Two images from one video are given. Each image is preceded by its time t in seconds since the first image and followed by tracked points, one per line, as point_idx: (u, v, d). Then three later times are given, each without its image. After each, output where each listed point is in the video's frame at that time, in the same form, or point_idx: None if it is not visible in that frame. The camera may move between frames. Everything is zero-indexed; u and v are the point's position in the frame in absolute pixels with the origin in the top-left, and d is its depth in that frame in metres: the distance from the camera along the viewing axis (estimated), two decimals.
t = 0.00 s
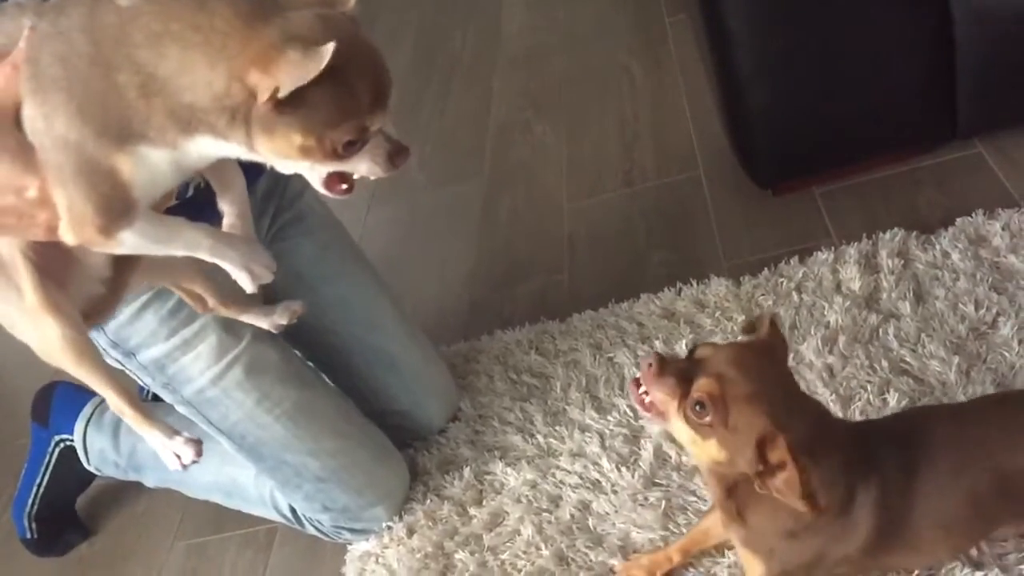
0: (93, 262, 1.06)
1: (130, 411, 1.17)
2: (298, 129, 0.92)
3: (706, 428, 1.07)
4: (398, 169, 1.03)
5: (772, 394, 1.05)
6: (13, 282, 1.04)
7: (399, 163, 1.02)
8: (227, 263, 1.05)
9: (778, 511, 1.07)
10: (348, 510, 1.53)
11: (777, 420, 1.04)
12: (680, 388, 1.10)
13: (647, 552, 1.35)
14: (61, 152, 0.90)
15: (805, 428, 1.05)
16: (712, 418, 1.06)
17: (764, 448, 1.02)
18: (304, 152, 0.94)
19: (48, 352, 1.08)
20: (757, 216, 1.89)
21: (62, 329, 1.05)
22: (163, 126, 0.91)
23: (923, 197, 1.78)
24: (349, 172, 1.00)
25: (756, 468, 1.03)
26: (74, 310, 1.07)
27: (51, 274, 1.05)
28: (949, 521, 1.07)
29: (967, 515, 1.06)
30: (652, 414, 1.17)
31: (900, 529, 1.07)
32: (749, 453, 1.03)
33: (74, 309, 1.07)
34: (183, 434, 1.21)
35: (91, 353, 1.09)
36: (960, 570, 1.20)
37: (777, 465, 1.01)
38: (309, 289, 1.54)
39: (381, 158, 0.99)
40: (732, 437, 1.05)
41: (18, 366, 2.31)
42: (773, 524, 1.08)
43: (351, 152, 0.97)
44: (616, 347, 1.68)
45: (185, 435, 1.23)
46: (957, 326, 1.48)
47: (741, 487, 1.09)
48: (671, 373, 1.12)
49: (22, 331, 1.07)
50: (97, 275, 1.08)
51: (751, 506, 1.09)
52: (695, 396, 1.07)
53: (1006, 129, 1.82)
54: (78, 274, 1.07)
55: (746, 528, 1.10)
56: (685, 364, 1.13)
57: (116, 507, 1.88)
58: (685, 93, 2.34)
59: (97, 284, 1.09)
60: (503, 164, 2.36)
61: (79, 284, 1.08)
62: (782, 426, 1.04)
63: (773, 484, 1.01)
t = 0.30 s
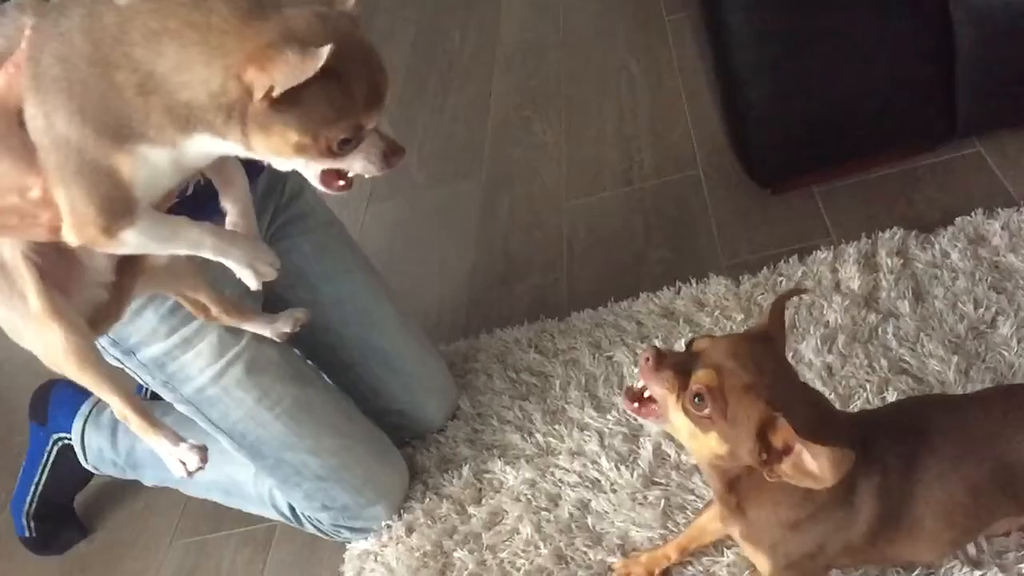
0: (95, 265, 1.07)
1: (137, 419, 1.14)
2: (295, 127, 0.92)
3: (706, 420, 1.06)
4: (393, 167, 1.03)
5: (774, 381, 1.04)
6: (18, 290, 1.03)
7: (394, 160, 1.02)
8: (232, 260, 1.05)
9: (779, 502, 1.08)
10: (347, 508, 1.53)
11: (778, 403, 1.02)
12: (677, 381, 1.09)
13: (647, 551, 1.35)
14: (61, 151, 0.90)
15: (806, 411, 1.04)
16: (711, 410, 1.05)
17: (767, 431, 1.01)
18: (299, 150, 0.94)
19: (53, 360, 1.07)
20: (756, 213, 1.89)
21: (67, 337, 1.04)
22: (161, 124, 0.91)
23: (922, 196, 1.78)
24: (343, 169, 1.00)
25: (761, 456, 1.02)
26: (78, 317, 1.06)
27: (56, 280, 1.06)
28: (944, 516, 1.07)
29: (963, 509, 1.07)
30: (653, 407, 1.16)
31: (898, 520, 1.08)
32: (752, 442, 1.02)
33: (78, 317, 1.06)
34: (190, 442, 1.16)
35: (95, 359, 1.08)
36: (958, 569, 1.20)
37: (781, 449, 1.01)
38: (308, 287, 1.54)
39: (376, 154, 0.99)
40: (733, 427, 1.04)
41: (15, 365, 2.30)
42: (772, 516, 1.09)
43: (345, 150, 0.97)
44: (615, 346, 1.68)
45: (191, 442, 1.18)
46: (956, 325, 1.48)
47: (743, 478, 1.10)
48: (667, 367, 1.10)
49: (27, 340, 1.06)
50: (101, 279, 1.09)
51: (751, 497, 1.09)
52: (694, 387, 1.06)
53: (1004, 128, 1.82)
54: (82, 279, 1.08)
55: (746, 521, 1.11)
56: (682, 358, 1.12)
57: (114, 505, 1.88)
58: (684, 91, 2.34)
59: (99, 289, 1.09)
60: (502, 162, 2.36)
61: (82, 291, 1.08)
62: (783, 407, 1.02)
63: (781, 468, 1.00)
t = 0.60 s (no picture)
0: (97, 268, 1.07)
1: (137, 426, 1.14)
2: (293, 126, 0.92)
3: (704, 416, 1.07)
4: (389, 168, 1.02)
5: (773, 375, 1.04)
6: (22, 296, 1.03)
7: (390, 162, 1.01)
8: (238, 258, 1.06)
9: (785, 498, 1.08)
10: (347, 507, 1.53)
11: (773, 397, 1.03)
12: (675, 378, 1.09)
13: (647, 550, 1.35)
14: (62, 152, 0.90)
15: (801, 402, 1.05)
16: (708, 406, 1.05)
17: (763, 424, 1.01)
18: (296, 148, 0.94)
19: (55, 367, 1.07)
20: (756, 213, 1.89)
21: (70, 344, 1.05)
22: (162, 124, 0.92)
23: (922, 196, 1.78)
24: (338, 168, 0.99)
25: (757, 451, 1.02)
26: (81, 323, 1.07)
27: (57, 285, 1.06)
28: (940, 512, 1.08)
29: (961, 506, 1.07)
30: (652, 407, 1.17)
31: (897, 517, 1.08)
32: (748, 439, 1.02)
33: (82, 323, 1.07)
34: (188, 453, 1.16)
35: (98, 367, 1.08)
36: (957, 568, 1.20)
37: (778, 445, 0.99)
38: (307, 286, 1.54)
39: (371, 156, 0.98)
40: (728, 422, 1.04)
41: (14, 364, 2.30)
42: (778, 512, 1.09)
43: (343, 150, 0.97)
44: (614, 345, 1.68)
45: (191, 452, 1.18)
46: (955, 325, 1.48)
47: (748, 476, 1.09)
48: (664, 365, 1.11)
49: (29, 346, 1.06)
50: (103, 284, 1.09)
51: (758, 495, 1.09)
52: (691, 384, 1.06)
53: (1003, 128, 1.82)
54: (84, 284, 1.08)
55: (754, 518, 1.11)
56: (678, 356, 1.12)
57: (114, 503, 1.88)
58: (684, 90, 2.34)
59: (102, 293, 1.10)
60: (502, 161, 2.36)
61: (84, 296, 1.08)
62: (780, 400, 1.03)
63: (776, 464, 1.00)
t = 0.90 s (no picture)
0: (99, 271, 1.07)
1: (137, 431, 1.13)
2: (294, 126, 0.92)
3: (702, 414, 1.06)
4: (389, 169, 1.02)
5: (773, 372, 1.04)
6: (27, 298, 1.03)
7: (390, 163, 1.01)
8: (240, 258, 1.06)
9: (788, 497, 1.07)
10: (347, 506, 1.53)
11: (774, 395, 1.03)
12: (673, 376, 1.09)
13: (648, 549, 1.35)
14: (64, 152, 0.90)
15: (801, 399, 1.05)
16: (706, 404, 1.05)
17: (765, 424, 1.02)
18: (296, 148, 0.94)
19: (57, 369, 1.06)
20: (756, 212, 1.89)
21: (74, 348, 1.05)
22: (164, 124, 0.92)
23: (921, 195, 1.78)
24: (338, 168, 0.99)
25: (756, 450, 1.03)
26: (84, 325, 1.07)
27: (60, 286, 1.06)
28: (939, 511, 1.08)
29: (961, 505, 1.07)
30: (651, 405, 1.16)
31: (898, 516, 1.09)
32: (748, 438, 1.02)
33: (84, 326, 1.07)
34: (190, 459, 1.14)
35: (102, 372, 1.08)
36: (956, 568, 1.20)
37: (780, 443, 1.00)
38: (307, 285, 1.54)
39: (370, 156, 0.98)
40: (727, 421, 1.04)
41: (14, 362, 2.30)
42: (781, 511, 1.08)
43: (343, 150, 0.97)
44: (614, 344, 1.68)
45: (192, 459, 1.17)
46: (955, 324, 1.48)
47: (751, 476, 1.08)
48: (662, 363, 1.11)
49: (32, 348, 1.06)
50: (105, 286, 1.09)
51: (760, 496, 1.08)
52: (690, 382, 1.06)
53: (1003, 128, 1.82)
54: (86, 286, 1.08)
55: (756, 517, 1.10)
56: (676, 354, 1.12)
57: (114, 501, 1.88)
58: (685, 89, 2.34)
59: (104, 295, 1.10)
60: (501, 160, 2.36)
61: (87, 298, 1.09)
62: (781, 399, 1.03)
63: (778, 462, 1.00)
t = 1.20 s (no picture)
0: (101, 268, 1.07)
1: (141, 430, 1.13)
2: (298, 128, 0.92)
3: (702, 412, 1.06)
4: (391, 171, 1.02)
5: (773, 369, 1.04)
6: (30, 297, 1.03)
7: (392, 164, 1.01)
8: (242, 259, 1.06)
9: (789, 496, 1.07)
10: (347, 505, 1.53)
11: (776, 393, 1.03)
12: (672, 374, 1.09)
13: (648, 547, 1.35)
14: (68, 152, 0.91)
15: (802, 397, 1.05)
16: (706, 401, 1.05)
17: (765, 419, 1.01)
18: (300, 149, 0.94)
19: (62, 367, 1.07)
20: (755, 211, 1.89)
21: (79, 347, 1.05)
22: (169, 126, 0.92)
23: (921, 195, 1.78)
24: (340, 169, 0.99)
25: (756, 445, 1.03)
26: (87, 323, 1.07)
27: (63, 283, 1.06)
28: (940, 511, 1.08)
29: (960, 506, 1.07)
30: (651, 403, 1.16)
31: (896, 516, 1.09)
32: (748, 435, 1.02)
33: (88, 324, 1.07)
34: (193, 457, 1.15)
35: (106, 371, 1.08)
36: (956, 568, 1.20)
37: (781, 438, 1.00)
38: (307, 284, 1.54)
39: (374, 159, 0.98)
40: (727, 419, 1.04)
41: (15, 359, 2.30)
42: (781, 510, 1.08)
43: (345, 152, 0.96)
44: (614, 343, 1.68)
45: (196, 457, 1.17)
46: (955, 324, 1.48)
47: (752, 472, 1.08)
48: (661, 361, 1.10)
49: (36, 347, 1.06)
50: (107, 283, 1.10)
51: (761, 493, 1.09)
52: (689, 379, 1.06)
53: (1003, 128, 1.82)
54: (88, 282, 1.08)
55: (756, 516, 1.10)
56: (676, 351, 1.12)
57: (114, 499, 1.88)
58: (685, 89, 2.34)
59: (106, 292, 1.10)
60: (501, 159, 2.36)
61: (87, 292, 1.09)
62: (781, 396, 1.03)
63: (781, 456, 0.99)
